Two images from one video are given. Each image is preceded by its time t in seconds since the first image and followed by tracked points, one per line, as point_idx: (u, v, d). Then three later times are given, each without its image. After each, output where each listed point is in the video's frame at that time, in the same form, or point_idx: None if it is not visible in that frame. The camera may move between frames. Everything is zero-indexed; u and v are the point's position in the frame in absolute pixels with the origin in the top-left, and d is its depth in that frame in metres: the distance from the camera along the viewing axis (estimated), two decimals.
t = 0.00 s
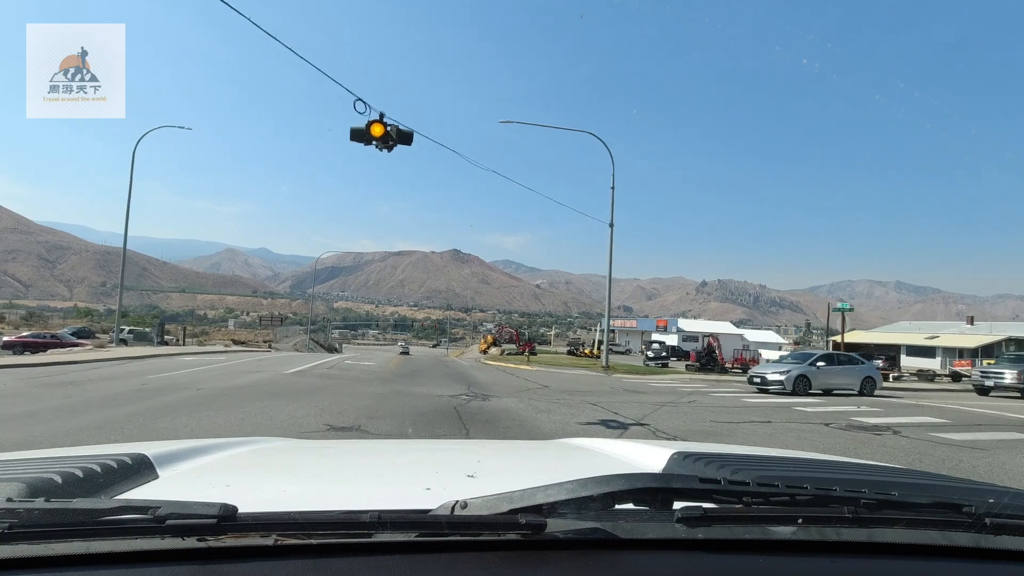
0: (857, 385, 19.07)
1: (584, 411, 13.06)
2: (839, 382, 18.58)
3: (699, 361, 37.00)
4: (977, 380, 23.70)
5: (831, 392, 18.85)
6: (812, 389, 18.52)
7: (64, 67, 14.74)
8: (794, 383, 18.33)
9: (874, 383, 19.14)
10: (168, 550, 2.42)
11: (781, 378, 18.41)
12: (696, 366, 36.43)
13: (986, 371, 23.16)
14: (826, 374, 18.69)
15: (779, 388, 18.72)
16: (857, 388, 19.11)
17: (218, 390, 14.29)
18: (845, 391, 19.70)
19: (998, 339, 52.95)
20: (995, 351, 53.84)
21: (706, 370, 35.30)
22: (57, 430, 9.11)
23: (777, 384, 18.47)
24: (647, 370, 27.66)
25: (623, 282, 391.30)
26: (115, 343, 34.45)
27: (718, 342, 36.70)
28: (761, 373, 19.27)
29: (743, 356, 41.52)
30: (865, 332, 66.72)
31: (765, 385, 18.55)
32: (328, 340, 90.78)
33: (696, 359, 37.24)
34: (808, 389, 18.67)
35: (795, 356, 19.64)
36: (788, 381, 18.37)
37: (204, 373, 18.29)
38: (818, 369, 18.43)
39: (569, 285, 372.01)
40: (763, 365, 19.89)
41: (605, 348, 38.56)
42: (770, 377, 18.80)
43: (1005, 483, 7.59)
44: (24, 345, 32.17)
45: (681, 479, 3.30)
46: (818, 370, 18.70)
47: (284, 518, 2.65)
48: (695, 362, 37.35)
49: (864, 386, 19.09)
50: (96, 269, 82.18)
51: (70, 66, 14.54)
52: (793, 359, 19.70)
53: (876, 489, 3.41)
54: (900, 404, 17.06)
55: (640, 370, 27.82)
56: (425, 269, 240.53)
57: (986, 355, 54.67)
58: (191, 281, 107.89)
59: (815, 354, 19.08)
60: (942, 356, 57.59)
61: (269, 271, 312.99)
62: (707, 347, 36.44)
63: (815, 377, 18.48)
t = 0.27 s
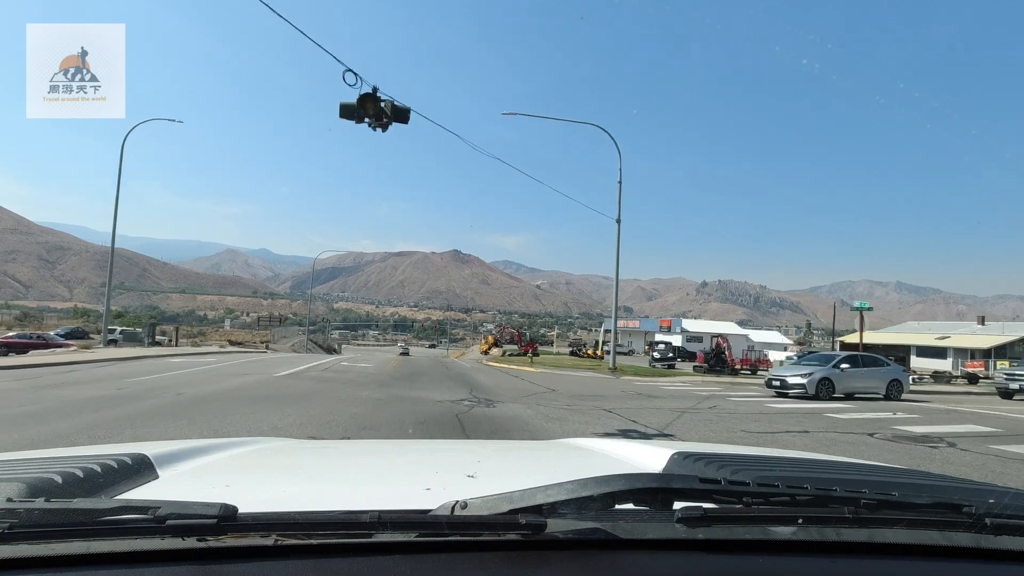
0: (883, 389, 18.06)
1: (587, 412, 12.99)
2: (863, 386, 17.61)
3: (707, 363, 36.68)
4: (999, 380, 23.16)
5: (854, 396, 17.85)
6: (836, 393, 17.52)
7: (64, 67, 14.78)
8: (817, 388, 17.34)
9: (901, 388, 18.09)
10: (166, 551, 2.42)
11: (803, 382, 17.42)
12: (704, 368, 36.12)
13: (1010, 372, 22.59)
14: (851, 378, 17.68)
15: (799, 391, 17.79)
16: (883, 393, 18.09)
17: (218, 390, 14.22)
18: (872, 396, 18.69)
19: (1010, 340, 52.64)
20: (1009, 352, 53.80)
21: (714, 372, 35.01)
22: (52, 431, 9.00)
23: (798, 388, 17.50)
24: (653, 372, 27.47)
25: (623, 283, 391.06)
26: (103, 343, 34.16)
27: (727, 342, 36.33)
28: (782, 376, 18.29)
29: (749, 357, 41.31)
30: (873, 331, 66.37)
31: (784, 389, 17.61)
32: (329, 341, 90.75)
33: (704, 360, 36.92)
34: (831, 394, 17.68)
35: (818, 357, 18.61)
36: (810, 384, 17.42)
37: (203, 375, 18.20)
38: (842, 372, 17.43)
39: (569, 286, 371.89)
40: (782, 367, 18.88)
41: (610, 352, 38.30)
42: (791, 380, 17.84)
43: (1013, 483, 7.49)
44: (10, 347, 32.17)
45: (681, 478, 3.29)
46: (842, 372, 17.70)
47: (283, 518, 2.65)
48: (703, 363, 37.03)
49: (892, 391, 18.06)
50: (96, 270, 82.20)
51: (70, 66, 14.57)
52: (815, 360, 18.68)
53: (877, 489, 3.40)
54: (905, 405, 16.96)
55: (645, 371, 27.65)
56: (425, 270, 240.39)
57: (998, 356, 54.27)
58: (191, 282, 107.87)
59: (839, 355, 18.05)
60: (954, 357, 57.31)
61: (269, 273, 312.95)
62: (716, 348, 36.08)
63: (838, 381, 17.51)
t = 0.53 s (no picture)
0: (911, 393, 17.42)
1: (589, 415, 12.91)
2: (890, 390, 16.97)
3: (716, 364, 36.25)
4: None
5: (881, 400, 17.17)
6: (863, 396, 16.79)
7: (64, 67, 14.78)
8: (843, 390, 16.61)
9: (930, 391, 17.45)
10: (166, 549, 2.42)
11: (828, 385, 16.67)
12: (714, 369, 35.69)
13: None
14: (879, 382, 16.99)
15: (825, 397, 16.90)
16: (911, 396, 17.44)
17: (216, 393, 14.11)
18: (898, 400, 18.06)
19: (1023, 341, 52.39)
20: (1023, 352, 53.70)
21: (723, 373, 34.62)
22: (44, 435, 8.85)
23: (824, 392, 16.73)
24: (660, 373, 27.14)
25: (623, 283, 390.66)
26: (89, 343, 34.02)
27: (737, 342, 35.89)
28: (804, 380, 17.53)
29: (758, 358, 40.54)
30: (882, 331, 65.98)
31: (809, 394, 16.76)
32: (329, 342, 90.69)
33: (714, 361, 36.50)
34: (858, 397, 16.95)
35: (842, 360, 17.94)
36: (837, 388, 16.65)
37: (203, 377, 18.13)
38: (869, 376, 16.75)
39: (570, 286, 371.84)
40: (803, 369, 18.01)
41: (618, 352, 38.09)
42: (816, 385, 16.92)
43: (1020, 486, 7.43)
44: None
45: (680, 479, 3.29)
46: (869, 376, 17.02)
47: (283, 518, 2.65)
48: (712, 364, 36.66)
49: (921, 395, 17.42)
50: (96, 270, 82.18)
51: (70, 65, 14.58)
52: (840, 363, 17.95)
53: (876, 490, 3.41)
54: (907, 407, 16.89)
55: (654, 373, 27.26)
56: (425, 271, 240.21)
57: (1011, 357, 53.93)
58: (191, 282, 107.84)
59: (865, 358, 17.38)
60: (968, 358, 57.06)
61: (269, 274, 312.95)
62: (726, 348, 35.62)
63: (865, 385, 16.84)
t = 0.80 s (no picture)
0: (949, 397, 16.15)
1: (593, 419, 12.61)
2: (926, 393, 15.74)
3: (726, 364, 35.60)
4: None
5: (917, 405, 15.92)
6: (896, 401, 15.60)
7: (64, 67, 14.78)
8: (875, 396, 15.40)
9: (970, 395, 16.19)
10: (167, 551, 2.42)
11: (859, 390, 15.47)
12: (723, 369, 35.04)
13: None
14: (914, 385, 15.72)
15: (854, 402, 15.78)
16: (950, 401, 16.17)
17: (217, 394, 14.05)
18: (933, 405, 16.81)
19: None
20: None
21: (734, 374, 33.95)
22: (41, 437, 8.68)
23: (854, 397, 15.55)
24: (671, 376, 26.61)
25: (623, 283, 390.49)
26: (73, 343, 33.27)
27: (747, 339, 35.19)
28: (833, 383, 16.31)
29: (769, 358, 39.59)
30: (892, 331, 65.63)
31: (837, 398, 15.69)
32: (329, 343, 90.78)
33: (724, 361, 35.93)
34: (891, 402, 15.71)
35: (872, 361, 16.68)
36: (870, 393, 15.41)
37: (202, 379, 18.04)
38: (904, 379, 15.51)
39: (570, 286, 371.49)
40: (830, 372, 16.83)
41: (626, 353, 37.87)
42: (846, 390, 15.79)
43: None
44: None
45: (680, 480, 3.29)
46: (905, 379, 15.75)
47: (283, 520, 2.65)
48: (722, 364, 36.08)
49: (960, 399, 16.17)
50: (96, 271, 82.20)
51: (70, 66, 14.58)
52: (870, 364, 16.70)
53: (876, 491, 3.40)
54: (909, 408, 16.83)
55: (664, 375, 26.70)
56: (425, 271, 240.08)
57: None
58: (191, 283, 107.87)
59: (898, 359, 16.12)
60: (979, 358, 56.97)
61: (269, 274, 313.00)
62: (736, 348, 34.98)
63: (900, 389, 15.59)
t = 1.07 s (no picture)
0: (991, 401, 15.46)
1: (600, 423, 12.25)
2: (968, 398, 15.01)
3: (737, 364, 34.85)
4: None
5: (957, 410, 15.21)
6: (938, 406, 14.79)
7: (64, 67, 14.79)
8: (917, 401, 14.61)
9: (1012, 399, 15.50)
10: (167, 552, 2.42)
11: (899, 395, 14.70)
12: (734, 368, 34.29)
13: None
14: (956, 390, 15.01)
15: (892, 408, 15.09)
16: (991, 405, 15.48)
17: (213, 397, 13.83)
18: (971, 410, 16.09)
19: None
20: None
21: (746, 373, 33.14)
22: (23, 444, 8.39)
23: (893, 402, 14.80)
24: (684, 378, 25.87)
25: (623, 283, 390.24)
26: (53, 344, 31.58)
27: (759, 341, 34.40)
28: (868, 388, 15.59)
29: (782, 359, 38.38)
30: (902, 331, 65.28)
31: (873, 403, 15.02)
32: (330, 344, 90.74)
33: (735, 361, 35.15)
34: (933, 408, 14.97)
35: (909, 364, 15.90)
36: (911, 399, 14.66)
37: (199, 380, 17.80)
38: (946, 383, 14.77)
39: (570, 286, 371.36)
40: (864, 375, 16.08)
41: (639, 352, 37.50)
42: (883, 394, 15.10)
43: None
44: None
45: (681, 480, 3.28)
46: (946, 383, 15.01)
47: (283, 521, 2.65)
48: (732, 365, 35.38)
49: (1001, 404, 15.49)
50: (96, 271, 82.32)
51: (70, 66, 14.61)
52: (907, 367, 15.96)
53: (876, 491, 3.40)
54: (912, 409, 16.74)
55: (676, 377, 25.98)
56: (425, 271, 240.11)
57: None
58: (191, 283, 107.97)
59: (938, 362, 15.37)
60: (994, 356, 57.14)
61: (269, 274, 313.22)
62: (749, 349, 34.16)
63: (942, 394, 14.85)
